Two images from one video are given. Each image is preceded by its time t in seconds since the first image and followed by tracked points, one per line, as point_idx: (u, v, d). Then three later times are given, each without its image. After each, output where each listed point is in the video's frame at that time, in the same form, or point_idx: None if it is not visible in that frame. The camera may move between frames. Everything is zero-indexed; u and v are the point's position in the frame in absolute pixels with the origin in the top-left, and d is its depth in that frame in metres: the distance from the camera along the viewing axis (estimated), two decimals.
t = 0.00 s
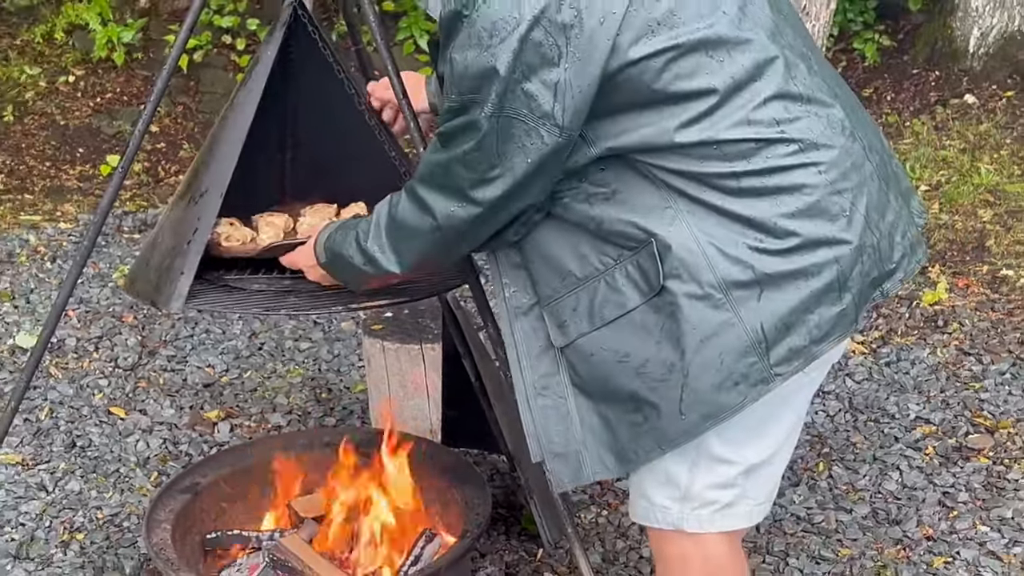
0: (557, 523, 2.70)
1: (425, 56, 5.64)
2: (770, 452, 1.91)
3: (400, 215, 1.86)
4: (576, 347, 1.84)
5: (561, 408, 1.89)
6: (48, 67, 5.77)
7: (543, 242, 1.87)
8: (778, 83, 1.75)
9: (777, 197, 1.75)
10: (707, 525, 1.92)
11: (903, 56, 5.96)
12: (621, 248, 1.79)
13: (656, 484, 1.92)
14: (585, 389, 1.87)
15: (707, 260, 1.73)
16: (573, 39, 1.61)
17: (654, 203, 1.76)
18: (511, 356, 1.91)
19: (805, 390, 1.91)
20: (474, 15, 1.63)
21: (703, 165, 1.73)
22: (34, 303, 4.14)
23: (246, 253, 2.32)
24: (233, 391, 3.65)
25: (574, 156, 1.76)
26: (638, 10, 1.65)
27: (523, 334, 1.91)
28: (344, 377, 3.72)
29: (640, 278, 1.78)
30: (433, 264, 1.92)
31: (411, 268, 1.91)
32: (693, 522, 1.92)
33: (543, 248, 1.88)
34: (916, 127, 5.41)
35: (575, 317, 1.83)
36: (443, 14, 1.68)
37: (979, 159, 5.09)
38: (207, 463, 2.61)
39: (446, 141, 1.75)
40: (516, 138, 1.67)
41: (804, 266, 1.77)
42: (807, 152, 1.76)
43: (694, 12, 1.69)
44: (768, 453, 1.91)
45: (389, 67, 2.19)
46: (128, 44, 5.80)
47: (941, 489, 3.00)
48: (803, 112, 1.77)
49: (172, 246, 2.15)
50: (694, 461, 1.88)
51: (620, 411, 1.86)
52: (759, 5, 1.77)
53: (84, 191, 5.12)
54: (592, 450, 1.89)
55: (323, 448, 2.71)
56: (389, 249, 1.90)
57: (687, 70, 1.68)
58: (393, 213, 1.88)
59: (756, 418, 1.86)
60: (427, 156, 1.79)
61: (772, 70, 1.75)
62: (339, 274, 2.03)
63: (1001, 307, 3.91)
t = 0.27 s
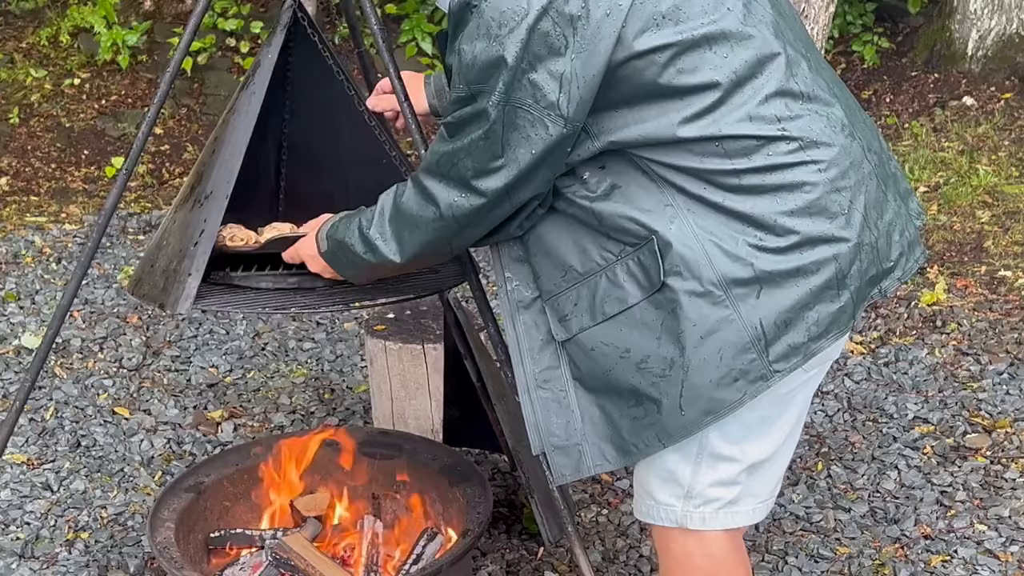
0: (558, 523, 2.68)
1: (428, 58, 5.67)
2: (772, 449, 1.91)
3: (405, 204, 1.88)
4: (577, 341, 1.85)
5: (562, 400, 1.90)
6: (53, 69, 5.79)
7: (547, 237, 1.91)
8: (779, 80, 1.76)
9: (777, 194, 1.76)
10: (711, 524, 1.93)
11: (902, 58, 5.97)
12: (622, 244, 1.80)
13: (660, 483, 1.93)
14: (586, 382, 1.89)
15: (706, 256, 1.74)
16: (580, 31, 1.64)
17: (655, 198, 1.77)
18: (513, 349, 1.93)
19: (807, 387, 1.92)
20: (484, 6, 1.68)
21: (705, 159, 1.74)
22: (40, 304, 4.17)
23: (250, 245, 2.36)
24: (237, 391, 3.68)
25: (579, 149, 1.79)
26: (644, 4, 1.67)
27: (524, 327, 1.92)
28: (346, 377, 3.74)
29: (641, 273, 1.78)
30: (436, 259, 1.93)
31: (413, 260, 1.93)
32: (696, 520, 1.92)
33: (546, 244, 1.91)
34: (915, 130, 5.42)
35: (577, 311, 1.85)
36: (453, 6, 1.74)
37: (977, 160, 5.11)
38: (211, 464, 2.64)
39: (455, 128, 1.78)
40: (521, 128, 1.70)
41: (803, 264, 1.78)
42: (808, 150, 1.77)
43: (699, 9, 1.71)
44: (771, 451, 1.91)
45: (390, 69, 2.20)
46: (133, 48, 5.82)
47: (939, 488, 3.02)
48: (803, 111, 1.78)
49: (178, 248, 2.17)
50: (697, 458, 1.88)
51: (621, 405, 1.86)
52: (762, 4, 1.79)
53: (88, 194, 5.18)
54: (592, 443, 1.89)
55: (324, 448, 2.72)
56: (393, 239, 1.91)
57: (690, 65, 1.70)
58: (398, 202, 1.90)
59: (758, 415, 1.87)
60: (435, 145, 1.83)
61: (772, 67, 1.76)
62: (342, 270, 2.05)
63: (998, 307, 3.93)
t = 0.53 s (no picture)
0: (557, 522, 2.65)
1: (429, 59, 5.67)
2: (772, 449, 1.92)
3: (410, 198, 1.88)
4: (579, 337, 1.86)
5: (565, 395, 1.91)
6: (55, 71, 5.81)
7: (549, 232, 1.91)
8: (784, 81, 1.76)
9: (780, 195, 1.77)
10: (711, 523, 1.93)
11: (903, 59, 5.98)
12: (624, 241, 1.82)
13: (660, 482, 1.94)
14: (588, 378, 1.90)
15: (707, 255, 1.75)
16: (588, 30, 1.64)
17: (659, 196, 1.78)
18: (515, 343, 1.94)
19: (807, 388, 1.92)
20: (492, 4, 1.67)
21: (709, 158, 1.74)
22: (41, 305, 4.19)
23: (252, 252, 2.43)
24: (237, 391, 3.68)
25: (583, 147, 1.79)
26: (650, 3, 1.66)
27: (527, 323, 1.93)
28: (347, 378, 3.75)
29: (642, 271, 1.80)
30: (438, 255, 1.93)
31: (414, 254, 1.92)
32: (696, 519, 1.93)
33: (550, 240, 1.91)
34: (916, 131, 5.42)
35: (579, 307, 1.86)
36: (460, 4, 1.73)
37: (977, 161, 5.11)
38: (212, 465, 2.65)
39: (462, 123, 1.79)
40: (527, 125, 1.70)
41: (804, 265, 1.78)
42: (810, 151, 1.77)
43: (705, 9, 1.71)
44: (770, 451, 1.92)
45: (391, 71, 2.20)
46: (135, 49, 5.86)
47: (939, 489, 3.03)
48: (806, 112, 1.78)
49: (178, 246, 2.18)
50: (697, 457, 1.89)
51: (622, 401, 1.88)
52: (767, 4, 1.79)
53: (89, 194, 5.17)
54: (593, 438, 1.91)
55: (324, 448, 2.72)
56: (394, 231, 1.91)
57: (696, 66, 1.69)
58: (402, 195, 1.90)
59: (758, 415, 1.88)
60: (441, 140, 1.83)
61: (776, 67, 1.76)
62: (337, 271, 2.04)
63: (998, 308, 3.93)
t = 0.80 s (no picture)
0: (557, 523, 2.67)
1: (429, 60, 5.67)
2: (773, 451, 1.91)
3: (411, 195, 1.88)
4: (581, 339, 1.86)
5: (566, 398, 1.90)
6: (56, 72, 5.81)
7: (550, 234, 1.90)
8: (787, 84, 1.76)
9: (783, 198, 1.77)
10: (712, 525, 1.93)
11: (902, 60, 5.98)
12: (626, 243, 1.81)
13: (661, 483, 1.93)
14: (589, 381, 1.89)
15: (710, 257, 1.75)
16: (592, 34, 1.64)
17: (663, 198, 1.78)
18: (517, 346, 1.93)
19: (808, 389, 1.92)
20: (496, 6, 1.67)
21: (711, 160, 1.74)
22: (41, 305, 4.19)
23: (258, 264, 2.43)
24: (237, 392, 3.69)
25: (585, 148, 1.79)
26: (655, 6, 1.67)
27: (528, 325, 1.92)
28: (347, 378, 3.75)
29: (644, 273, 1.80)
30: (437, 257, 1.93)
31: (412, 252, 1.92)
32: (697, 521, 1.92)
33: (550, 242, 1.90)
34: (916, 132, 5.42)
35: (581, 309, 1.86)
36: (465, 5, 1.72)
37: (977, 162, 5.11)
38: (211, 465, 2.65)
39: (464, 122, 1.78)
40: (530, 127, 1.70)
41: (807, 268, 1.78)
42: (813, 155, 1.77)
43: (710, 13, 1.71)
44: (772, 453, 1.92)
45: (392, 73, 2.20)
46: (135, 50, 5.86)
47: (938, 489, 3.02)
48: (810, 115, 1.78)
49: (179, 250, 2.18)
50: (699, 460, 1.88)
51: (623, 403, 1.87)
52: (771, 7, 1.79)
53: (90, 195, 5.18)
54: (594, 441, 1.90)
55: (325, 449, 2.73)
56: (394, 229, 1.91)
57: (700, 70, 1.70)
58: (404, 192, 1.90)
59: (759, 416, 1.87)
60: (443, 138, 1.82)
61: (778, 70, 1.75)
62: (334, 276, 2.03)
63: (998, 308, 3.93)
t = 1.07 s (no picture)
0: (557, 525, 2.68)
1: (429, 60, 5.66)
2: (764, 455, 1.91)
3: (396, 180, 1.85)
4: (563, 334, 1.82)
5: (545, 393, 1.86)
6: (55, 72, 5.80)
7: (537, 225, 1.87)
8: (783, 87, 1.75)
9: (775, 200, 1.75)
10: (701, 528, 1.92)
11: (903, 60, 5.97)
12: (614, 240, 1.79)
13: (651, 485, 1.92)
14: (570, 375, 1.85)
15: (697, 255, 1.73)
16: (587, 28, 1.62)
17: (651, 194, 1.76)
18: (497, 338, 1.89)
19: (799, 392, 1.91)
20: None
21: (702, 157, 1.73)
22: (40, 306, 4.18)
23: (257, 268, 2.41)
24: (237, 393, 3.68)
25: (575, 139, 1.78)
26: (653, 5, 1.65)
27: (510, 318, 1.88)
28: (347, 379, 3.74)
29: (631, 270, 1.77)
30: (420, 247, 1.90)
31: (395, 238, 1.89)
32: (686, 524, 1.91)
33: (537, 233, 1.87)
34: (917, 133, 5.41)
35: (565, 304, 1.82)
36: None
37: (979, 163, 5.10)
38: (211, 466, 2.64)
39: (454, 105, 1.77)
40: (519, 115, 1.69)
41: (796, 272, 1.76)
42: (806, 159, 1.76)
43: (709, 16, 1.70)
44: (762, 457, 1.91)
45: (392, 72, 2.20)
46: (134, 50, 5.85)
47: (940, 490, 3.02)
48: (805, 120, 1.77)
49: (178, 250, 2.17)
50: (690, 462, 1.87)
51: (605, 400, 1.83)
52: (773, 12, 1.78)
53: (89, 196, 5.16)
54: (573, 436, 1.86)
55: (325, 449, 2.72)
56: (379, 214, 1.88)
57: (697, 71, 1.69)
58: (389, 176, 1.87)
59: (751, 420, 1.86)
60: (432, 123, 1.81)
61: (778, 76, 1.75)
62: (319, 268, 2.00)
63: (999, 309, 3.92)
